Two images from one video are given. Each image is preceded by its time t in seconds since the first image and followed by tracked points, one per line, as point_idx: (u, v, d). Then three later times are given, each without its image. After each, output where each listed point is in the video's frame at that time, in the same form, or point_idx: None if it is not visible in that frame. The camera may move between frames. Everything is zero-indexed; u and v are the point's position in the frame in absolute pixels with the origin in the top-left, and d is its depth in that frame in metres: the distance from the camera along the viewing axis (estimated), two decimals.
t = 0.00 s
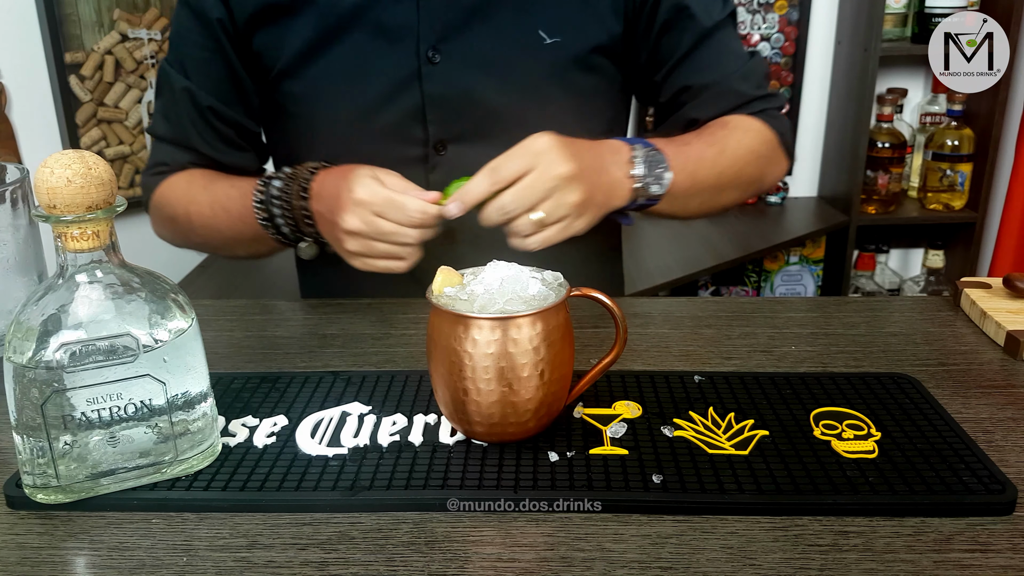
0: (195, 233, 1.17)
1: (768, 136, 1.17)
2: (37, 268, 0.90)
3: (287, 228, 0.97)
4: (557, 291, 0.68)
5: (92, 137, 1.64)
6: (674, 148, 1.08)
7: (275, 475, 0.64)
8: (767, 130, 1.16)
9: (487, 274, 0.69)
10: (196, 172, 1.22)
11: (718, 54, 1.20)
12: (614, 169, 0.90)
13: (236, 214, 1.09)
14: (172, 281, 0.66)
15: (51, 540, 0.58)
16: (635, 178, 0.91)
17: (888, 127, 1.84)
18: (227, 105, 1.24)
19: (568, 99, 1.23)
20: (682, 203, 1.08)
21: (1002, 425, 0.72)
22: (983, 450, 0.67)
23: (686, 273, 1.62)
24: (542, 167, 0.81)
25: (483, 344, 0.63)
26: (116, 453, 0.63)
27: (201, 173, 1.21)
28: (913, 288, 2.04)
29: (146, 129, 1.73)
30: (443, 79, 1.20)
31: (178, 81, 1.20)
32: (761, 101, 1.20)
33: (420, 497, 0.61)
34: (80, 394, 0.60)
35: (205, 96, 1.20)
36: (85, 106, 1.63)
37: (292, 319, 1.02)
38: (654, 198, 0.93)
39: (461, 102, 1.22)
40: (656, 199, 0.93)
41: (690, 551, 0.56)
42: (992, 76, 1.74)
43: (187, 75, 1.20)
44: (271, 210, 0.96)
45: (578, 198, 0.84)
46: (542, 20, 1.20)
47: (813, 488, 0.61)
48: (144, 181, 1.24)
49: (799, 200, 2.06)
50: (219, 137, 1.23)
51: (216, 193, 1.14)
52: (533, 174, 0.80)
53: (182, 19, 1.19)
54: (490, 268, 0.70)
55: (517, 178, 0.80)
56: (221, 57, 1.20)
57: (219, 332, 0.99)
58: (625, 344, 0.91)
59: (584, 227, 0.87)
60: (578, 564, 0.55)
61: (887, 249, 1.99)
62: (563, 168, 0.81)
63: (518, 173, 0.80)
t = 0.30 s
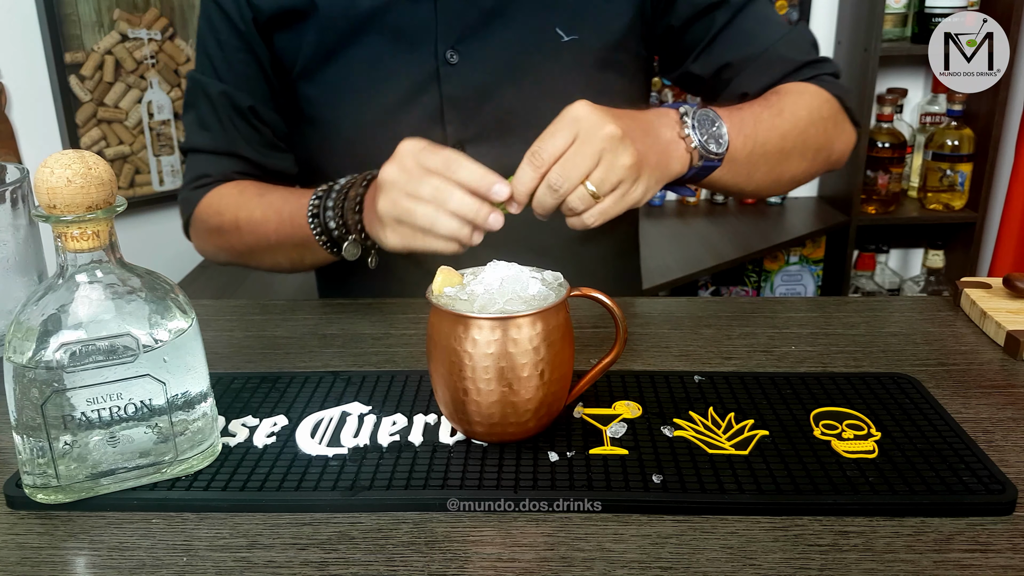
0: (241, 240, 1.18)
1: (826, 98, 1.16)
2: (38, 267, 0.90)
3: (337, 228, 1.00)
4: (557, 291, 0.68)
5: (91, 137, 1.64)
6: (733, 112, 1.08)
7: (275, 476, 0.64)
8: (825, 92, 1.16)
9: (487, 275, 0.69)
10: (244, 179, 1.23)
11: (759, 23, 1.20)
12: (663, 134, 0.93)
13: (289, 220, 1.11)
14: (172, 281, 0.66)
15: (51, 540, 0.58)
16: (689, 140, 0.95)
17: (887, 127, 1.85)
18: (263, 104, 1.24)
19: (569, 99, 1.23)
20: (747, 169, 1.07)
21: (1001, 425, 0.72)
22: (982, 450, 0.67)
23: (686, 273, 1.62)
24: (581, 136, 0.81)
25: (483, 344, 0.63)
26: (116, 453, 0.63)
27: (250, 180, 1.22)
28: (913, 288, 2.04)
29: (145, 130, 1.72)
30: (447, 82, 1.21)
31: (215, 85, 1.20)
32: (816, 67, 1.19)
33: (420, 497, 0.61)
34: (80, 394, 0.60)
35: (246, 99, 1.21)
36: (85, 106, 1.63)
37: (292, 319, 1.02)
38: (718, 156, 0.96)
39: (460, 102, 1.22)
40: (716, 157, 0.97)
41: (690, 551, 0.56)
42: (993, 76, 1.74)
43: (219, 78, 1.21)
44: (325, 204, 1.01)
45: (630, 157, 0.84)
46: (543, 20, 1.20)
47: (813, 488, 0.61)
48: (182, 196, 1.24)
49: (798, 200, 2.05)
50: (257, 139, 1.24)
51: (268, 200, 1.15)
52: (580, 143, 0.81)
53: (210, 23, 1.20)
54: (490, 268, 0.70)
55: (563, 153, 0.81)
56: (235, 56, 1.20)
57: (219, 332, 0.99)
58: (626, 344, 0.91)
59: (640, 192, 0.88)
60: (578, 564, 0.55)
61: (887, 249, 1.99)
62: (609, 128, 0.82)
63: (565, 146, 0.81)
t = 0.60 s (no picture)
0: (243, 241, 1.18)
1: (833, 108, 1.16)
2: (37, 267, 0.90)
3: (328, 225, 1.01)
4: (557, 291, 0.68)
5: (91, 137, 1.65)
6: (737, 119, 1.08)
7: (275, 475, 0.64)
8: (833, 104, 1.15)
9: (487, 275, 0.69)
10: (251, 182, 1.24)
11: (763, 23, 1.20)
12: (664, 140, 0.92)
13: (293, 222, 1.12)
14: (172, 281, 0.66)
15: (51, 540, 0.58)
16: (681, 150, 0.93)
17: (888, 127, 1.85)
18: (269, 105, 1.26)
19: (570, 98, 1.23)
20: (743, 178, 1.08)
21: (1002, 425, 0.72)
22: (983, 450, 0.67)
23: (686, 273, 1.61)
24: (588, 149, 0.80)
25: (483, 344, 0.63)
26: (116, 453, 0.63)
27: (257, 184, 1.24)
28: (913, 288, 2.04)
29: (145, 130, 1.72)
30: (446, 82, 1.20)
31: (223, 87, 1.21)
32: (825, 77, 1.18)
33: (420, 497, 0.61)
34: (80, 394, 0.60)
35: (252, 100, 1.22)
36: (84, 106, 1.63)
37: (292, 319, 1.02)
38: (707, 169, 0.94)
39: (460, 103, 1.21)
40: (706, 171, 0.95)
41: (690, 551, 0.56)
42: (993, 76, 1.74)
43: (227, 80, 1.23)
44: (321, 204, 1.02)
45: (631, 173, 0.84)
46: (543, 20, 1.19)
47: (813, 488, 0.61)
48: (190, 196, 1.25)
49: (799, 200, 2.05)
50: (265, 140, 1.25)
51: (274, 203, 1.16)
52: (585, 155, 0.80)
53: (217, 26, 1.22)
54: (490, 268, 0.70)
55: (567, 163, 0.80)
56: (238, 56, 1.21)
57: (219, 332, 0.99)
58: (625, 344, 0.91)
59: (634, 205, 0.89)
60: (579, 564, 0.55)
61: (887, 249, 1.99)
62: (615, 144, 0.81)
63: (570, 157, 0.80)
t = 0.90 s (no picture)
0: (263, 243, 1.17)
1: (838, 118, 1.17)
2: (38, 267, 0.90)
3: (361, 217, 1.01)
4: (557, 291, 0.68)
5: (91, 137, 1.65)
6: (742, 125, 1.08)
7: (275, 475, 0.64)
8: (837, 113, 1.16)
9: (487, 274, 0.69)
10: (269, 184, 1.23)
11: (763, 25, 1.19)
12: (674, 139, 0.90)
13: (321, 220, 1.11)
14: (171, 280, 0.66)
15: (51, 540, 0.58)
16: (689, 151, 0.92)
17: (888, 127, 1.85)
18: (280, 105, 1.26)
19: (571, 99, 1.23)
20: (747, 184, 1.08)
21: (1002, 425, 0.72)
22: (983, 450, 0.67)
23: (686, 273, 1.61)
24: (611, 136, 0.78)
25: (483, 344, 0.63)
26: (116, 452, 0.63)
27: (277, 186, 1.23)
28: (913, 288, 2.04)
29: (145, 130, 1.72)
30: (446, 82, 1.20)
31: (234, 87, 1.21)
32: (828, 87, 1.19)
33: (420, 497, 0.61)
34: (80, 394, 0.59)
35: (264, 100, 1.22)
36: (85, 106, 1.64)
37: (292, 319, 1.02)
38: (711, 172, 0.95)
39: (461, 104, 1.21)
40: (713, 172, 0.95)
41: (690, 551, 0.56)
42: (992, 76, 1.74)
43: (237, 80, 1.22)
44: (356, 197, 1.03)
45: (649, 163, 0.82)
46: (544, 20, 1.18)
47: (813, 488, 0.61)
48: (201, 198, 1.23)
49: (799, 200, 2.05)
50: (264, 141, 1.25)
51: (300, 203, 1.16)
52: (607, 140, 0.78)
53: (227, 26, 1.21)
54: (490, 267, 0.70)
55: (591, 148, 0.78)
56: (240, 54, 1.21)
57: (219, 333, 0.99)
58: (625, 344, 0.91)
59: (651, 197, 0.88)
60: (579, 564, 0.55)
61: (887, 249, 1.99)
62: (637, 133, 0.79)
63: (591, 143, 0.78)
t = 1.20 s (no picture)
0: (274, 250, 1.17)
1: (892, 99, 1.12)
2: (38, 268, 0.90)
3: (367, 238, 1.01)
4: (557, 291, 0.68)
5: (91, 137, 1.65)
6: (791, 115, 1.04)
7: (275, 476, 0.64)
8: (891, 94, 1.11)
9: (486, 274, 0.69)
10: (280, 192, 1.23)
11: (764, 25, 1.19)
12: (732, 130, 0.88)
13: (329, 232, 1.11)
14: (171, 280, 0.66)
15: (51, 540, 0.58)
16: (755, 139, 0.89)
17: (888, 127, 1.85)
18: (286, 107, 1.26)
19: (572, 99, 1.22)
20: (810, 176, 1.04)
21: (1002, 425, 0.72)
22: (983, 450, 0.67)
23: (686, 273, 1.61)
24: (653, 111, 0.75)
25: (483, 343, 0.63)
26: (116, 453, 0.63)
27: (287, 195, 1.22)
28: (913, 288, 2.04)
29: (145, 130, 1.72)
30: (446, 82, 1.20)
31: (241, 91, 1.21)
32: (865, 69, 1.14)
33: (420, 497, 0.61)
34: (80, 394, 0.59)
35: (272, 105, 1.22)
36: (84, 106, 1.64)
37: (292, 319, 1.02)
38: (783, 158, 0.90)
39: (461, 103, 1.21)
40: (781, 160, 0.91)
41: (690, 551, 0.56)
42: (992, 76, 1.74)
43: (244, 83, 1.22)
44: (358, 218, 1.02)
45: (697, 143, 0.77)
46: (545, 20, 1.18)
47: (814, 488, 0.61)
48: (213, 204, 1.23)
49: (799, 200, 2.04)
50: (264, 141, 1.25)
51: (309, 213, 1.16)
52: (647, 114, 0.76)
53: (234, 30, 1.21)
54: (490, 268, 0.70)
55: (630, 122, 0.76)
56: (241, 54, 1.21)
57: (219, 333, 0.99)
58: (625, 344, 0.91)
59: (702, 187, 0.82)
60: (578, 564, 0.55)
61: (888, 249, 1.99)
62: (679, 107, 0.75)
63: (630, 119, 0.76)
